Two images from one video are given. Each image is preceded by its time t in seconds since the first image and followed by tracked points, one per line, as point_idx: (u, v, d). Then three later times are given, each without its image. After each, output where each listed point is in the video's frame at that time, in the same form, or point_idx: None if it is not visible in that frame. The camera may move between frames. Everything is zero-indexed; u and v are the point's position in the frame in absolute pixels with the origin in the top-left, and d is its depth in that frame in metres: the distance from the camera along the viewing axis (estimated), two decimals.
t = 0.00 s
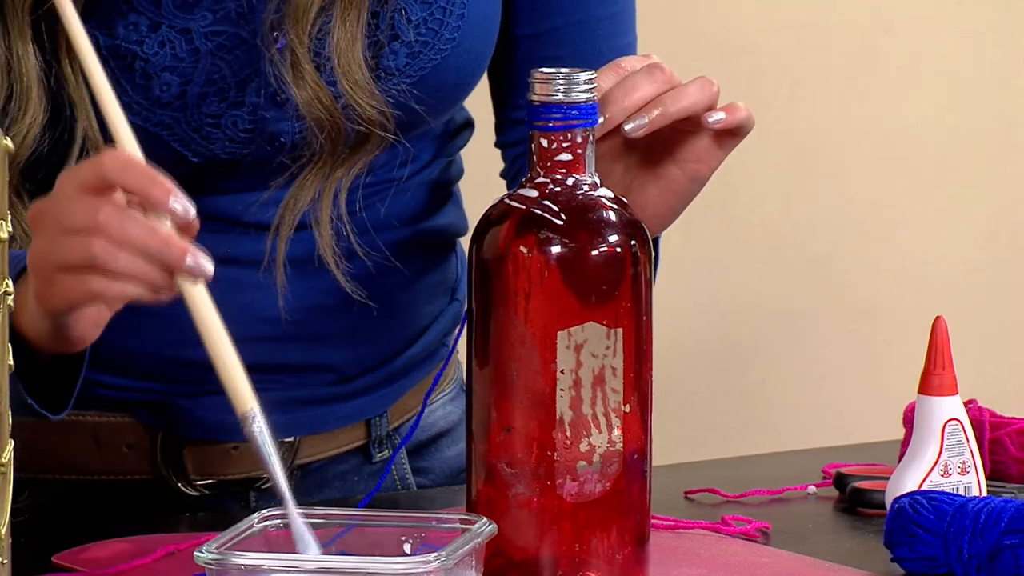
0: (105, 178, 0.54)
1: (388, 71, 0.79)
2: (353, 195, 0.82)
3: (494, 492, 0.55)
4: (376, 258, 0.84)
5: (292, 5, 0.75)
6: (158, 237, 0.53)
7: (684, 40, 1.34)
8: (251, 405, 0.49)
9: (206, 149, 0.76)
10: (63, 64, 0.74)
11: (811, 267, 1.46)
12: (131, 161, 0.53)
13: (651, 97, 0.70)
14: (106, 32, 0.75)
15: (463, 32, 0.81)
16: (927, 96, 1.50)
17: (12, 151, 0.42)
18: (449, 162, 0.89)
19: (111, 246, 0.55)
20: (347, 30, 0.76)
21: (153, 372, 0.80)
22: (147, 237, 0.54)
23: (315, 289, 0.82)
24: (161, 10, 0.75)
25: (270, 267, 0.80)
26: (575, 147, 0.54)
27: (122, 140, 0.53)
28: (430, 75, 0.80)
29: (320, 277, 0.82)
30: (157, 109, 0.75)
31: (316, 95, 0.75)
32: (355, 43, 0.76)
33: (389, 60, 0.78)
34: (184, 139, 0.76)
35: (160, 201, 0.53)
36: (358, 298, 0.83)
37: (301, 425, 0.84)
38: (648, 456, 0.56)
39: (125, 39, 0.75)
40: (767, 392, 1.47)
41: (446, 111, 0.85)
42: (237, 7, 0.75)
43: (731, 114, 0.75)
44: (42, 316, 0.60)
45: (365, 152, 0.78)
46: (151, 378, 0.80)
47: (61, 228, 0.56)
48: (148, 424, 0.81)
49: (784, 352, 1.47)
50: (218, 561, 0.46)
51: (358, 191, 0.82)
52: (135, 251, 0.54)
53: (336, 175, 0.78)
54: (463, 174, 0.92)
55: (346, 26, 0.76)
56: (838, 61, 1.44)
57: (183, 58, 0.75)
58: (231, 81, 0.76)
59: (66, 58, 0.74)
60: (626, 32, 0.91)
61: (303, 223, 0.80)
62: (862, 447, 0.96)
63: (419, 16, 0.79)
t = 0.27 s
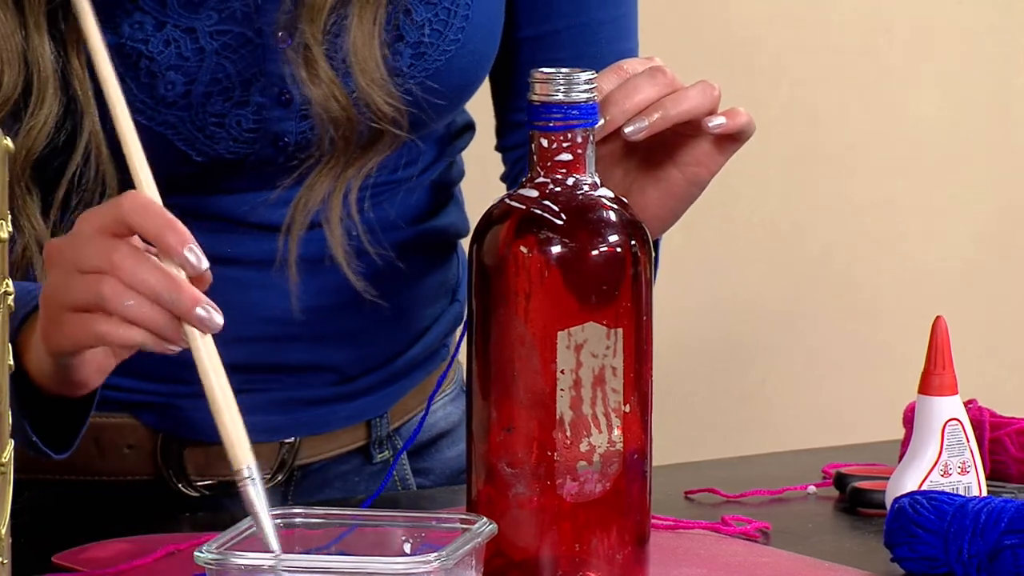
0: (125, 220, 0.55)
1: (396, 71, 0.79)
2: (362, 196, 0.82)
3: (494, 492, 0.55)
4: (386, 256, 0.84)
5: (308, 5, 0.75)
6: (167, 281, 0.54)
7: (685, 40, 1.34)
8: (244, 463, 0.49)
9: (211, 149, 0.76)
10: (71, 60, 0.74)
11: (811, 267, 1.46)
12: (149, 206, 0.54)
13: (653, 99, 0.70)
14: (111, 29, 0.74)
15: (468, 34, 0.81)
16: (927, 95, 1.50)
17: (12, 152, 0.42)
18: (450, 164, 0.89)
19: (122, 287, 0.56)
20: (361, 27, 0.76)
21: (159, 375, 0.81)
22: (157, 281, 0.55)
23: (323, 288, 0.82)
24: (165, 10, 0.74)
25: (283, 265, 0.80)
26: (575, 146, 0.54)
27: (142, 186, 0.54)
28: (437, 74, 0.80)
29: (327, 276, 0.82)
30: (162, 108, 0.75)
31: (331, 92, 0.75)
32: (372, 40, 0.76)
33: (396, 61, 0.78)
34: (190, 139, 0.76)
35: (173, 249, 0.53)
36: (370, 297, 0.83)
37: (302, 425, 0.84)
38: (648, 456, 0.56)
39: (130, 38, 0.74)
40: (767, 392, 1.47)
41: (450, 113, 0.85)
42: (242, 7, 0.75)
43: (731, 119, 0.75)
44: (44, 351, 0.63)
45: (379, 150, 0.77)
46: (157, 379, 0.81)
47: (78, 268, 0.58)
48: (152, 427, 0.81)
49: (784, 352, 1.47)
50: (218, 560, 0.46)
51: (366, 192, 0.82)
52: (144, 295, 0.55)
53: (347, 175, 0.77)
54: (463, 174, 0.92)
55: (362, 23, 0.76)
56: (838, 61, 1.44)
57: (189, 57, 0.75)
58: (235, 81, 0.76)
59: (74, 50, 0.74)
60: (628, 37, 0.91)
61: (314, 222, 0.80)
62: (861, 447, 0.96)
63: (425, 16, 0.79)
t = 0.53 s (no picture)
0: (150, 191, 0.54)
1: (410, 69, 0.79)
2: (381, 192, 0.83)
3: (494, 492, 0.55)
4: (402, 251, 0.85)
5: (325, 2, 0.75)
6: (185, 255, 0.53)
7: (685, 40, 1.34)
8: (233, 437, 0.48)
9: (217, 149, 0.76)
10: (81, 60, 0.74)
11: (811, 267, 1.46)
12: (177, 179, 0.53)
13: (653, 97, 0.70)
14: (118, 30, 0.74)
15: (473, 35, 0.81)
16: (927, 96, 1.50)
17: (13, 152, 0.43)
18: (453, 164, 0.89)
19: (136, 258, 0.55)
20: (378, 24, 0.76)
21: (163, 376, 0.81)
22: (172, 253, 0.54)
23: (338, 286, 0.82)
24: (173, 9, 0.74)
25: (312, 268, 0.81)
26: (576, 147, 0.54)
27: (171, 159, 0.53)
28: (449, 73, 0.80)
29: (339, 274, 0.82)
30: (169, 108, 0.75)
31: (352, 85, 0.75)
32: (394, 36, 0.76)
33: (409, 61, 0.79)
34: (195, 138, 0.76)
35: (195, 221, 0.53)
36: (394, 292, 0.84)
37: (306, 426, 0.84)
38: (648, 456, 0.56)
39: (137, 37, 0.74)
40: (767, 392, 1.47)
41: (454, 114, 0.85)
42: (249, 7, 0.74)
43: (732, 117, 0.75)
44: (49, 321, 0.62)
45: (399, 146, 0.77)
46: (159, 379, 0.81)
47: (95, 237, 0.57)
48: (155, 427, 0.81)
49: (784, 352, 1.47)
50: (218, 561, 0.46)
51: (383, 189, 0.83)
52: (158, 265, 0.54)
53: (367, 171, 0.77)
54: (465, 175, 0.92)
55: (383, 20, 0.76)
56: (838, 61, 1.44)
57: (196, 57, 0.74)
58: (242, 80, 0.75)
59: (83, 51, 0.74)
60: (632, 39, 0.91)
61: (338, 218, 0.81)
62: (862, 447, 0.96)
63: (434, 16, 0.79)
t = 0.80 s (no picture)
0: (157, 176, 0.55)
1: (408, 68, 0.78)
2: (383, 191, 0.83)
3: (494, 492, 0.55)
4: (405, 249, 0.85)
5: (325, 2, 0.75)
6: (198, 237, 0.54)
7: (685, 39, 1.34)
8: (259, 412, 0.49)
9: (216, 149, 0.77)
10: (82, 59, 0.74)
11: (811, 267, 1.46)
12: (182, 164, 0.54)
13: (653, 96, 0.70)
14: (116, 30, 0.74)
15: (473, 36, 0.81)
16: (927, 96, 1.50)
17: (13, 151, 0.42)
18: (455, 164, 0.89)
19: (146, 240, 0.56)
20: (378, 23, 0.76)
21: (162, 376, 0.81)
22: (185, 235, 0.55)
23: (339, 285, 0.82)
24: (171, 9, 0.74)
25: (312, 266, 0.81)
26: (575, 147, 0.54)
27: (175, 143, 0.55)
28: (447, 73, 0.80)
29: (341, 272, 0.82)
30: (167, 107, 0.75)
31: (350, 84, 0.75)
32: (392, 35, 0.76)
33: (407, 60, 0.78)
34: (195, 138, 0.76)
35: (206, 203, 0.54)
36: (394, 292, 0.84)
37: (306, 426, 0.84)
38: (648, 456, 0.56)
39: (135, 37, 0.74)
40: (767, 391, 1.47)
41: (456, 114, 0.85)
42: (248, 7, 0.75)
43: (733, 117, 0.75)
44: (55, 313, 0.63)
45: (399, 145, 0.77)
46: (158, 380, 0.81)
47: (99, 225, 0.58)
48: (155, 427, 0.81)
49: (784, 352, 1.47)
50: (218, 561, 0.46)
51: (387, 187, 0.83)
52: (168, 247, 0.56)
53: (367, 170, 0.77)
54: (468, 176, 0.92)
55: (382, 18, 0.76)
56: (838, 61, 1.44)
57: (194, 57, 0.74)
58: (241, 80, 0.75)
59: (83, 49, 0.74)
60: (634, 40, 0.91)
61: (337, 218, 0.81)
62: (861, 447, 0.96)
63: (432, 17, 0.79)
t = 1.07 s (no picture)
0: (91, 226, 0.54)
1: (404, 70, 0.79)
2: (376, 190, 0.83)
3: (494, 492, 0.55)
4: (401, 249, 0.85)
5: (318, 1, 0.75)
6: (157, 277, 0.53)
7: (685, 39, 1.34)
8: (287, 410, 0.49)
9: (216, 151, 0.76)
10: (82, 59, 0.74)
11: (811, 268, 1.46)
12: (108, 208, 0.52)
13: (653, 93, 0.70)
14: (117, 33, 0.74)
15: (472, 36, 0.80)
16: (927, 96, 1.50)
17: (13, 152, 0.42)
18: (455, 164, 0.89)
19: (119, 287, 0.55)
20: (371, 23, 0.76)
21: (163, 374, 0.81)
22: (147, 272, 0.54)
23: (336, 283, 0.82)
24: (172, 12, 0.74)
25: (298, 266, 0.81)
26: (576, 147, 0.54)
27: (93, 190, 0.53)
28: (444, 74, 0.80)
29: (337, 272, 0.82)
30: (168, 110, 0.75)
31: (343, 84, 0.76)
32: (383, 34, 0.76)
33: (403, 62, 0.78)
34: (195, 142, 0.76)
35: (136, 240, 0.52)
36: (382, 290, 0.83)
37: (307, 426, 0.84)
38: (648, 456, 0.56)
39: (136, 41, 0.74)
40: (767, 392, 1.47)
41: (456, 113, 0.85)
42: (248, 10, 0.75)
43: (733, 112, 0.75)
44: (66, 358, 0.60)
45: (388, 142, 0.79)
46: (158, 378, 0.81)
47: (57, 280, 0.57)
48: (154, 426, 0.81)
49: (784, 352, 1.47)
50: (218, 560, 0.46)
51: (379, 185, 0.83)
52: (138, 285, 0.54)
53: (358, 169, 0.78)
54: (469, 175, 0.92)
55: (373, 18, 0.76)
56: (838, 61, 1.44)
57: (195, 60, 0.74)
58: (242, 83, 0.75)
59: (83, 49, 0.74)
60: (634, 37, 0.91)
61: (327, 219, 0.81)
62: (862, 447, 0.96)
63: (430, 18, 0.79)
